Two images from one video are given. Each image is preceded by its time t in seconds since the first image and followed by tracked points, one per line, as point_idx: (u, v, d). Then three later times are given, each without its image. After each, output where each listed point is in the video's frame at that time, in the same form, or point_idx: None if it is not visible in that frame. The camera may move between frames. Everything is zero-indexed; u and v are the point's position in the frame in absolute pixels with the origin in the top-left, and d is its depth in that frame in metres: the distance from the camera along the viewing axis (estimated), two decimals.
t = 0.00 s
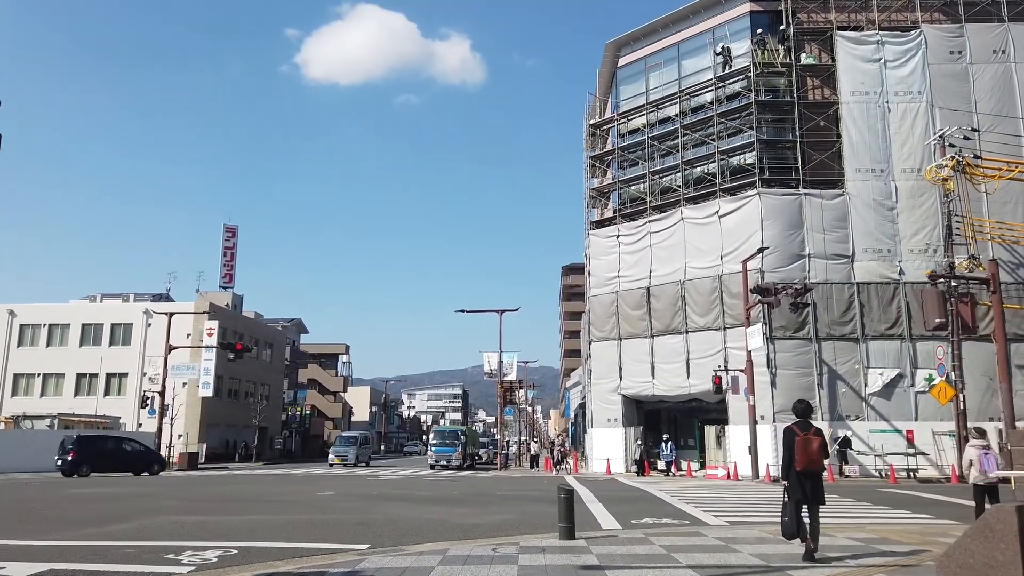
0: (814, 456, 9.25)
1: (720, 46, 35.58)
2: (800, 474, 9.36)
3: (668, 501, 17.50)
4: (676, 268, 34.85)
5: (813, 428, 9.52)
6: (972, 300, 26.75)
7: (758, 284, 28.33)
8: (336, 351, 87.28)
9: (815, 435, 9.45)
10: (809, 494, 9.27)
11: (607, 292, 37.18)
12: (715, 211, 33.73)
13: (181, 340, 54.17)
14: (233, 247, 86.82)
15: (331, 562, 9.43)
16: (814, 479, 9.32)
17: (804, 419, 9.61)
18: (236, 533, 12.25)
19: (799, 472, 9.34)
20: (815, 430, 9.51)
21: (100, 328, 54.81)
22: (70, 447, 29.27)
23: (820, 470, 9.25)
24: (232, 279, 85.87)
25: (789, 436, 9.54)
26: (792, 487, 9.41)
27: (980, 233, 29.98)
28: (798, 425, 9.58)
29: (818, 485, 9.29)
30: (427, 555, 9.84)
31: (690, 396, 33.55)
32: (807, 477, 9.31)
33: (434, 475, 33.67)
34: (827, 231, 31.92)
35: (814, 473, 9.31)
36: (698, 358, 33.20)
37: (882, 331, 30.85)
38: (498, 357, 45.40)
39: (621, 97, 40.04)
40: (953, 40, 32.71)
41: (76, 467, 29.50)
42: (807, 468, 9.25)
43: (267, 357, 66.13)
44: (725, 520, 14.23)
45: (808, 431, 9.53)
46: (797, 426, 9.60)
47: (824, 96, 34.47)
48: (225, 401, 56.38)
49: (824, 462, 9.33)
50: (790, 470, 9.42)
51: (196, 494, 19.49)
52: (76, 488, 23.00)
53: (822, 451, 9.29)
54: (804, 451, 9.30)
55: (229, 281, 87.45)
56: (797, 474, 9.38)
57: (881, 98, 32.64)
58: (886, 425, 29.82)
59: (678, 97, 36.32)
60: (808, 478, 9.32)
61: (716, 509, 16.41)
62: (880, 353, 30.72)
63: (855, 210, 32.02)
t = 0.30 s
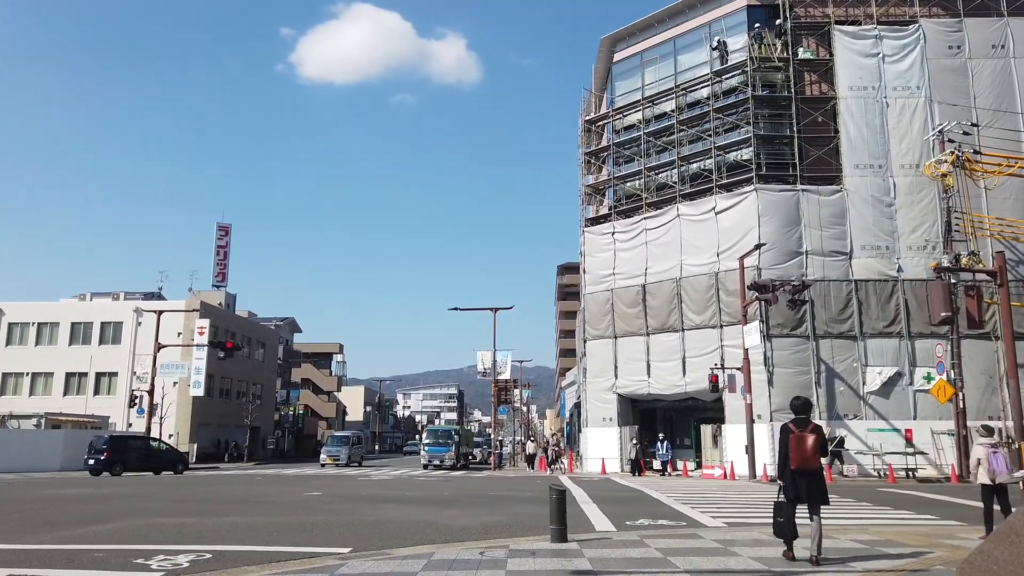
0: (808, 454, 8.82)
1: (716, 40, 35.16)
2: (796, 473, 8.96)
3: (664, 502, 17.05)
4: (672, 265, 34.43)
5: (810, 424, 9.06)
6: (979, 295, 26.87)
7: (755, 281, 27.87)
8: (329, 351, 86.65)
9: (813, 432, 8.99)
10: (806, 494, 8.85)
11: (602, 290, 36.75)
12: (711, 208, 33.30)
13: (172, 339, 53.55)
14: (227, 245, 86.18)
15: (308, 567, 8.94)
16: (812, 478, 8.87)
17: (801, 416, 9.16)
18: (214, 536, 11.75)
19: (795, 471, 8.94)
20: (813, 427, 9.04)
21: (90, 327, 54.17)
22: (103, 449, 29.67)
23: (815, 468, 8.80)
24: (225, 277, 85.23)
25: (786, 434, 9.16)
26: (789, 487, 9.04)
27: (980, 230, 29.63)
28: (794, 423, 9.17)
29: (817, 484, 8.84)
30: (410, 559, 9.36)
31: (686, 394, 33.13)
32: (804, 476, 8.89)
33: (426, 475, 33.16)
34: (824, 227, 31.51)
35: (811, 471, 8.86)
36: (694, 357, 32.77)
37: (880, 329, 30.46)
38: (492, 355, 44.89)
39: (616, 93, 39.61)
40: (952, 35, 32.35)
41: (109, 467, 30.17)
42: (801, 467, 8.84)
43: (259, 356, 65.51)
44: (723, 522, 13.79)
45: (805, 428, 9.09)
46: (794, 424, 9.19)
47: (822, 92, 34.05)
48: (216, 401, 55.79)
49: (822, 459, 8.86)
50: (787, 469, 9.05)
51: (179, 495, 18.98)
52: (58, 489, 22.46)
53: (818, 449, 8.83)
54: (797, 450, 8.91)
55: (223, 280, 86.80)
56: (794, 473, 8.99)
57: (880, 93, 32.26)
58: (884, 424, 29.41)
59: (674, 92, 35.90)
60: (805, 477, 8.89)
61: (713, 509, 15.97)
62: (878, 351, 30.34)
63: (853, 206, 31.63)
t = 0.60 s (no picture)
0: (803, 455, 8.39)
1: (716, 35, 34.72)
2: (793, 476, 8.52)
3: (664, 503, 16.61)
4: (671, 262, 34.01)
5: (806, 424, 8.63)
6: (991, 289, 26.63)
7: (755, 278, 27.36)
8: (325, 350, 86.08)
9: (809, 432, 8.55)
10: (804, 497, 8.40)
11: (600, 288, 36.32)
12: (711, 204, 32.87)
13: (165, 338, 52.96)
14: (223, 244, 85.60)
15: (291, 573, 8.49)
16: (810, 479, 8.41)
17: (798, 416, 8.71)
18: (196, 539, 11.29)
19: (791, 474, 8.51)
20: (810, 426, 8.60)
21: (82, 326, 53.61)
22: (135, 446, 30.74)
23: (812, 469, 8.35)
24: (221, 276, 84.58)
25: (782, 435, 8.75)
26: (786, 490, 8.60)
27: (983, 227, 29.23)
28: (790, 423, 8.75)
29: (816, 486, 8.38)
30: (399, 564, 8.91)
31: (685, 394, 32.70)
32: (801, 479, 8.45)
33: (422, 475, 32.68)
34: (825, 225, 31.10)
35: (809, 473, 8.42)
36: (693, 355, 32.34)
37: (881, 327, 30.07)
38: (489, 354, 44.42)
39: (615, 89, 39.17)
40: (954, 30, 31.94)
41: (143, 466, 31.46)
42: (796, 469, 8.41)
43: (254, 356, 64.94)
44: (725, 524, 13.36)
45: (801, 428, 8.65)
46: (790, 424, 8.77)
47: (822, 87, 33.62)
48: (211, 400, 55.27)
49: (819, 460, 8.41)
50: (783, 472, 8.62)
51: (166, 496, 18.49)
52: (44, 489, 21.96)
53: (814, 449, 8.38)
54: (793, 451, 8.46)
55: (219, 279, 86.26)
56: (791, 476, 8.55)
57: (881, 89, 31.85)
58: (886, 424, 28.98)
59: (673, 88, 35.49)
60: (803, 479, 8.44)
61: (714, 511, 15.53)
62: (880, 350, 29.95)
63: (854, 203, 31.22)
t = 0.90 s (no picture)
0: (808, 457, 7.77)
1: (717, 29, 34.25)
2: (797, 477, 7.92)
3: (665, 505, 16.11)
4: (671, 260, 33.52)
5: (811, 423, 7.99)
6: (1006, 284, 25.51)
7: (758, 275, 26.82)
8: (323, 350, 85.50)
9: (815, 430, 7.91)
10: (810, 501, 7.82)
11: (600, 286, 35.83)
12: (712, 201, 32.39)
13: (161, 336, 52.38)
14: (221, 243, 85.21)
15: None
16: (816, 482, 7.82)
17: (802, 414, 8.07)
18: (178, 544, 10.82)
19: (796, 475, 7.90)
20: (815, 425, 7.97)
21: (78, 325, 53.12)
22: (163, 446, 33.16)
23: (817, 471, 7.74)
24: (219, 275, 84.22)
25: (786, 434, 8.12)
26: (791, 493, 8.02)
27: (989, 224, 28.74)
28: (794, 422, 8.11)
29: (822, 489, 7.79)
30: (386, 573, 8.41)
31: (686, 393, 32.20)
32: (807, 481, 7.85)
33: (419, 476, 32.19)
34: (828, 222, 30.61)
35: (815, 475, 7.81)
36: (694, 354, 31.86)
37: (886, 326, 29.59)
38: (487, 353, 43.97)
39: (615, 85, 38.70)
40: (959, 24, 31.46)
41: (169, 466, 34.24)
42: (801, 470, 7.81)
43: (251, 355, 64.45)
44: (729, 528, 12.89)
45: (805, 427, 8.02)
46: (793, 423, 8.14)
47: (825, 83, 33.15)
48: (207, 400, 54.78)
49: (825, 461, 7.79)
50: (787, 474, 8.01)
51: (154, 498, 17.99)
52: (31, 490, 21.46)
53: (819, 449, 7.76)
54: (797, 452, 7.83)
55: (217, 278, 85.88)
56: (795, 478, 7.95)
57: (885, 84, 31.35)
58: (890, 424, 28.51)
59: (674, 83, 35.02)
60: (808, 481, 7.84)
61: (717, 515, 15.04)
62: (884, 349, 29.46)
63: (858, 199, 30.72)
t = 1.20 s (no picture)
0: (809, 451, 7.34)
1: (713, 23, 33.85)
2: (798, 473, 7.50)
3: (659, 505, 15.68)
4: (666, 257, 33.11)
5: (814, 416, 7.55)
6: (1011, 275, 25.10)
7: (754, 271, 26.40)
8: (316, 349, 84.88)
9: (818, 423, 7.47)
10: (812, 498, 7.39)
11: (594, 283, 35.41)
12: (707, 197, 31.98)
13: (150, 334, 51.62)
14: (213, 241, 84.52)
15: None
16: (817, 478, 7.39)
17: (805, 408, 7.64)
18: (148, 546, 10.30)
19: (797, 471, 7.48)
20: (818, 419, 7.52)
21: (65, 322, 52.42)
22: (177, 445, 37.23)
23: (819, 466, 7.31)
24: (210, 274, 83.51)
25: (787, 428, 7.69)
26: (792, 490, 7.60)
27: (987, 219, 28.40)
28: (795, 416, 7.68)
29: (825, 486, 7.35)
30: None
31: (680, 391, 31.81)
32: (809, 477, 7.43)
33: (410, 475, 31.70)
34: (823, 218, 30.25)
35: (817, 471, 7.38)
36: (689, 352, 31.45)
37: (882, 323, 29.25)
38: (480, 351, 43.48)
39: (609, 80, 38.28)
40: (956, 18, 31.15)
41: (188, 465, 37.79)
42: (802, 466, 7.38)
43: (242, 354, 63.82)
44: (725, 529, 12.44)
45: (807, 420, 7.58)
46: (794, 416, 7.71)
47: (821, 78, 32.77)
48: (197, 398, 54.12)
49: (828, 456, 7.35)
50: (789, 469, 7.59)
51: (132, 498, 17.43)
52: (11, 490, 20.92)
53: (821, 444, 7.32)
54: (798, 447, 7.41)
55: (208, 276, 85.20)
56: (796, 474, 7.53)
57: (882, 78, 31.01)
58: (887, 422, 28.17)
59: (669, 78, 34.59)
60: (810, 477, 7.41)
61: (712, 515, 14.60)
62: (880, 347, 29.12)
63: (854, 195, 30.37)
